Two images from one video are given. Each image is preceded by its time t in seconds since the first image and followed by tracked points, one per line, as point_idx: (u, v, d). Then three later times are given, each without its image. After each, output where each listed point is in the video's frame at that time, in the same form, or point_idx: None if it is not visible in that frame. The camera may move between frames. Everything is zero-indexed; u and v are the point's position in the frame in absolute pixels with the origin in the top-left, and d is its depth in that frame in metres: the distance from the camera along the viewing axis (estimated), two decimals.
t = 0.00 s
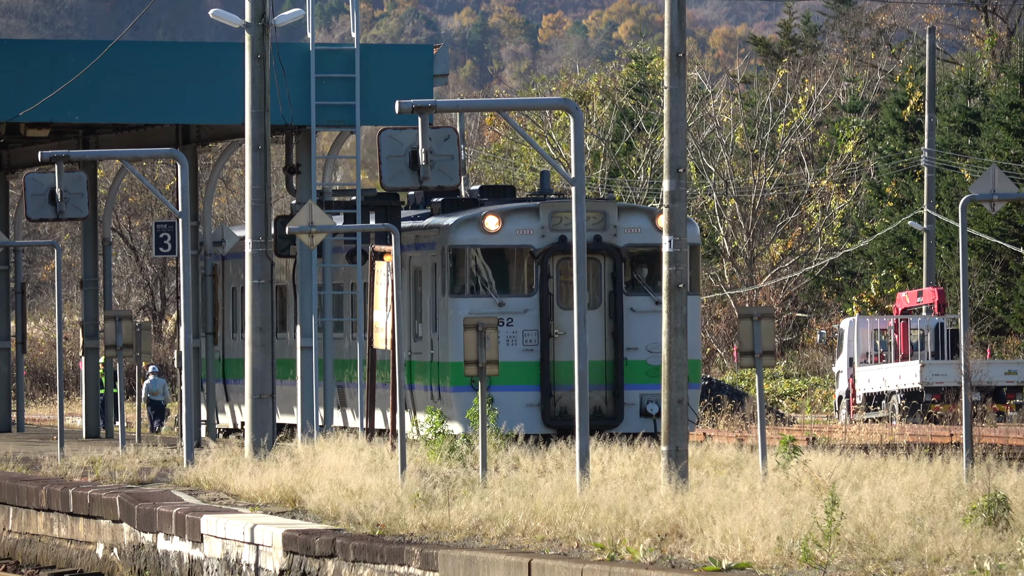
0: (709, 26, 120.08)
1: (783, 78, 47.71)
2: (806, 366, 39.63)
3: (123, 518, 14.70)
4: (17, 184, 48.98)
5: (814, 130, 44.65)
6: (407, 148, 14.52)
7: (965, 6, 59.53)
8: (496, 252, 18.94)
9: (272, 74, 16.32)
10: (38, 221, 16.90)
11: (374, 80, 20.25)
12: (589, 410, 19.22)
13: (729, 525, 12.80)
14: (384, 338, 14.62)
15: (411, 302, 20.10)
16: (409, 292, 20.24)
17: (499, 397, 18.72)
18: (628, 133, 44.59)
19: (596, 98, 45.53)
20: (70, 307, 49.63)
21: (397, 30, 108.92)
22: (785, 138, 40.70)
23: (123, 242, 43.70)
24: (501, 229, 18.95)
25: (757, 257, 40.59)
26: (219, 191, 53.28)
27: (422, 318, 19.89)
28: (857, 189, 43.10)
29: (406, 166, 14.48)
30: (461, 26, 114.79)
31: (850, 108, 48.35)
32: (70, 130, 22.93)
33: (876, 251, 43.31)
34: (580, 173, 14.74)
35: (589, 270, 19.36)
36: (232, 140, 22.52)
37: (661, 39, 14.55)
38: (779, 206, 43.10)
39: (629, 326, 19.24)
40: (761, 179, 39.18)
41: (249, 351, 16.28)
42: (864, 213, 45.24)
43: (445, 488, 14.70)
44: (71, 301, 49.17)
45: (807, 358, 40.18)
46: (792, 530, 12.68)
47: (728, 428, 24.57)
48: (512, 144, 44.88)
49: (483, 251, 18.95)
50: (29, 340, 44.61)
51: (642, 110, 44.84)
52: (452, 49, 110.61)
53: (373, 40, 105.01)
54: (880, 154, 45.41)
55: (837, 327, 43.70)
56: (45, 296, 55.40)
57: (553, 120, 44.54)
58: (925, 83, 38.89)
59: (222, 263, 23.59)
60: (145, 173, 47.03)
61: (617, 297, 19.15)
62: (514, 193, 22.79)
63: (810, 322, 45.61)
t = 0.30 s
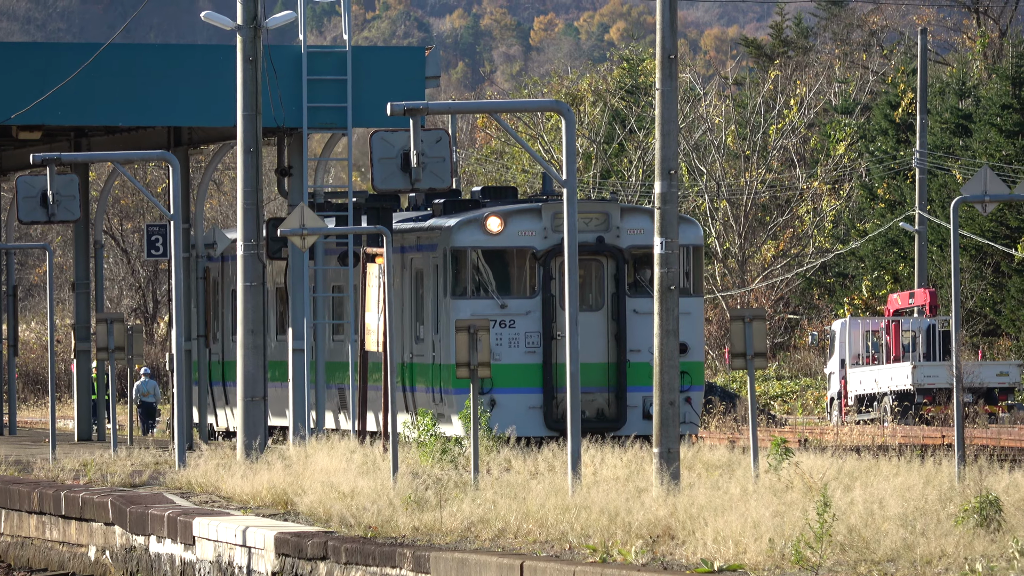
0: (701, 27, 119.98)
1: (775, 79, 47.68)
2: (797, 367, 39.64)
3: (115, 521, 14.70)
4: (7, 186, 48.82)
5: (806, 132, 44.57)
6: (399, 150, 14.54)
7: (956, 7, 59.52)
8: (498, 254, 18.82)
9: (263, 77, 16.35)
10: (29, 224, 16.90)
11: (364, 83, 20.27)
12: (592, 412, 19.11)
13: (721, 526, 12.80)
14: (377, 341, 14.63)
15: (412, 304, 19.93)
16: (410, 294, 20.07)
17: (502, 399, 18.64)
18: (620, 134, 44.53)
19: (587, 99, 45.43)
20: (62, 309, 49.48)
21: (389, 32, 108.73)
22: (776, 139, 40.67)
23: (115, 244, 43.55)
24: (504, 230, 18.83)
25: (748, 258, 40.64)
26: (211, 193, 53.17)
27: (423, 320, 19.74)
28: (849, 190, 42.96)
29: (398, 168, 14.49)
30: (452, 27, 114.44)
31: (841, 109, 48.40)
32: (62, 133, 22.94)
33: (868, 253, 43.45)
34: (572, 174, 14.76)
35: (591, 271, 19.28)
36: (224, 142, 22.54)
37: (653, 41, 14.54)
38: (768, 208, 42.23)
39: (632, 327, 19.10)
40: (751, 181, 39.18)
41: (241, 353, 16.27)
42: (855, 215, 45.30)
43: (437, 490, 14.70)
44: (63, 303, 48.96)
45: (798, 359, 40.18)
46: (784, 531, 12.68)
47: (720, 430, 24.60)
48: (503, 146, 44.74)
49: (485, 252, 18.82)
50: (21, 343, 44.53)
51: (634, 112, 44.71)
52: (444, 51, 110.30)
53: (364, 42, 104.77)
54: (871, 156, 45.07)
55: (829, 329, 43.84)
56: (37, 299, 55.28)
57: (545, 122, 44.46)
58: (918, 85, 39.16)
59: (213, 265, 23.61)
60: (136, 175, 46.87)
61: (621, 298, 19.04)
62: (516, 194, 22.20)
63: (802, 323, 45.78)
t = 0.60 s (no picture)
0: (695, 29, 119.72)
1: (768, 81, 47.57)
2: (791, 370, 39.61)
3: (108, 521, 14.72)
4: None
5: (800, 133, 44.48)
6: (392, 152, 14.55)
7: (950, 9, 59.61)
8: (501, 254, 18.54)
9: (257, 77, 16.34)
10: (22, 223, 16.95)
11: (358, 85, 20.31)
12: (597, 414, 18.86)
13: (714, 528, 12.80)
14: (369, 342, 14.64)
15: (415, 304, 19.64)
16: (412, 294, 19.78)
17: (506, 401, 18.43)
18: (613, 136, 44.41)
19: (581, 101, 45.33)
20: (55, 310, 49.32)
21: (383, 33, 108.49)
22: (770, 140, 40.61)
23: (108, 245, 43.43)
24: (508, 231, 18.55)
25: (741, 261, 40.33)
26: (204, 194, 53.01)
27: (425, 320, 19.47)
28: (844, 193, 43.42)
29: (392, 169, 14.49)
30: (446, 29, 114.20)
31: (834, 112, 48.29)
32: (55, 134, 22.91)
33: (861, 256, 43.32)
34: (565, 176, 14.72)
35: (597, 272, 18.95)
36: (217, 143, 22.56)
37: (647, 43, 14.52)
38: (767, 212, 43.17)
39: (636, 329, 18.81)
40: (745, 183, 39.11)
41: (233, 353, 16.29)
42: (848, 217, 45.26)
43: (429, 491, 14.69)
44: (55, 304, 48.82)
45: (792, 362, 40.14)
46: (777, 534, 12.67)
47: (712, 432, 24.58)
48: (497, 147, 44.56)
49: (488, 253, 18.51)
50: (14, 343, 44.40)
51: (628, 114, 44.58)
52: (438, 53, 110.18)
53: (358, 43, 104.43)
54: (865, 158, 45.61)
55: (822, 332, 43.78)
56: (30, 300, 55.11)
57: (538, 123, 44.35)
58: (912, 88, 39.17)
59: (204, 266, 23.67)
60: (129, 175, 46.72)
61: (625, 300, 18.73)
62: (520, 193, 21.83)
63: (794, 326, 45.86)
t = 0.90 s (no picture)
0: (691, 33, 119.66)
1: (764, 84, 47.53)
2: (786, 373, 39.62)
3: (104, 524, 14.75)
4: None
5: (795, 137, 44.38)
6: (388, 154, 14.55)
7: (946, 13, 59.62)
8: (509, 257, 18.47)
9: (253, 80, 16.34)
10: (18, 226, 16.98)
11: (354, 88, 20.32)
12: (605, 418, 18.80)
13: (710, 532, 12.79)
14: (366, 345, 14.64)
15: (421, 307, 19.50)
16: (419, 297, 19.62)
17: (514, 405, 18.32)
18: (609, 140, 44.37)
19: (577, 104, 45.20)
20: (51, 314, 49.26)
21: (379, 36, 107.90)
22: (766, 143, 40.56)
23: (104, 248, 43.26)
24: (515, 233, 18.48)
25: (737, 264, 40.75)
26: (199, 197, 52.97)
27: (431, 323, 19.36)
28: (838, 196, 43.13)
29: (388, 172, 14.52)
30: (442, 32, 113.77)
31: (831, 115, 48.28)
32: (52, 137, 22.91)
33: (858, 259, 43.28)
34: (561, 179, 14.71)
35: (604, 275, 18.87)
36: (214, 146, 22.57)
37: (643, 45, 14.52)
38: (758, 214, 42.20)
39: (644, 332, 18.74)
40: (741, 187, 39.09)
41: (229, 357, 16.29)
42: (844, 221, 45.31)
43: (426, 494, 14.69)
44: (51, 306, 48.63)
45: (787, 366, 40.14)
46: (773, 537, 12.66)
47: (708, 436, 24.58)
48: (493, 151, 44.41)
49: (495, 255, 18.43)
50: (9, 346, 44.35)
51: (624, 117, 44.54)
52: (433, 55, 109.85)
53: (354, 46, 104.32)
54: (861, 161, 45.06)
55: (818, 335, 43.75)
56: (26, 303, 55.05)
57: (534, 127, 44.32)
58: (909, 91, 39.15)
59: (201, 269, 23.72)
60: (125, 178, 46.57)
61: (634, 303, 18.66)
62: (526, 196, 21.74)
63: (790, 329, 45.96)
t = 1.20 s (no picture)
0: (684, 38, 119.62)
1: (756, 90, 47.52)
2: (779, 378, 39.56)
3: (98, 531, 14.79)
4: None
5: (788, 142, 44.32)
6: (381, 161, 14.53)
7: (937, 18, 59.61)
8: (514, 263, 18.28)
9: (244, 86, 16.34)
10: (10, 233, 17.12)
11: (346, 92, 20.33)
12: (611, 424, 18.54)
13: (703, 536, 12.79)
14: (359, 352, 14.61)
15: (426, 313, 19.25)
16: (423, 304, 19.36)
17: (519, 412, 18.23)
18: (601, 145, 44.36)
19: (570, 110, 45.12)
20: (44, 321, 49.15)
21: (371, 43, 107.52)
22: (759, 148, 40.53)
23: (97, 255, 43.13)
24: (520, 238, 18.25)
25: (730, 269, 40.82)
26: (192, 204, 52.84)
27: (435, 329, 19.14)
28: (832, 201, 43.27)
29: (380, 179, 14.50)
30: (434, 38, 113.44)
31: (823, 120, 48.31)
32: (44, 145, 22.93)
33: (851, 264, 43.81)
34: (553, 185, 14.73)
35: (610, 280, 18.65)
36: (206, 153, 22.60)
37: (635, 51, 14.52)
38: (752, 218, 42.42)
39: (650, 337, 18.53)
40: (734, 192, 39.11)
41: (222, 363, 16.30)
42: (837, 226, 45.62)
43: (419, 501, 14.69)
44: (44, 314, 48.45)
45: (779, 370, 40.08)
46: (766, 542, 12.65)
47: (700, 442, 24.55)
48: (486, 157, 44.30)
49: (500, 260, 18.26)
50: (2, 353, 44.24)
51: (616, 122, 44.54)
52: (426, 61, 109.54)
53: (346, 53, 104.26)
54: (854, 166, 46.02)
55: (810, 340, 43.70)
56: (19, 311, 54.91)
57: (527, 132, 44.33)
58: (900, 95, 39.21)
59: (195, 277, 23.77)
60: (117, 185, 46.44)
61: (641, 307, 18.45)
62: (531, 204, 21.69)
63: (784, 335, 45.02)
